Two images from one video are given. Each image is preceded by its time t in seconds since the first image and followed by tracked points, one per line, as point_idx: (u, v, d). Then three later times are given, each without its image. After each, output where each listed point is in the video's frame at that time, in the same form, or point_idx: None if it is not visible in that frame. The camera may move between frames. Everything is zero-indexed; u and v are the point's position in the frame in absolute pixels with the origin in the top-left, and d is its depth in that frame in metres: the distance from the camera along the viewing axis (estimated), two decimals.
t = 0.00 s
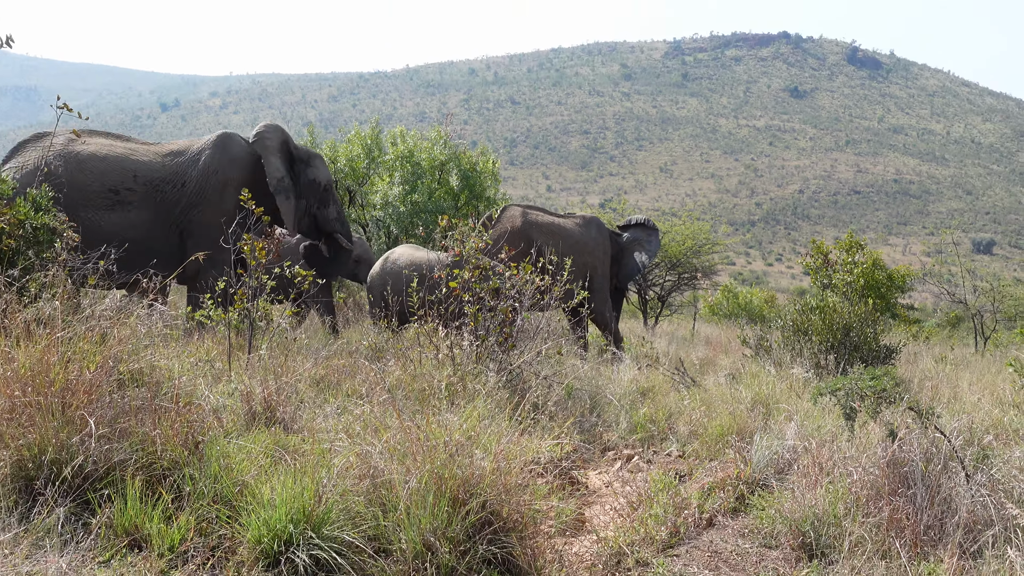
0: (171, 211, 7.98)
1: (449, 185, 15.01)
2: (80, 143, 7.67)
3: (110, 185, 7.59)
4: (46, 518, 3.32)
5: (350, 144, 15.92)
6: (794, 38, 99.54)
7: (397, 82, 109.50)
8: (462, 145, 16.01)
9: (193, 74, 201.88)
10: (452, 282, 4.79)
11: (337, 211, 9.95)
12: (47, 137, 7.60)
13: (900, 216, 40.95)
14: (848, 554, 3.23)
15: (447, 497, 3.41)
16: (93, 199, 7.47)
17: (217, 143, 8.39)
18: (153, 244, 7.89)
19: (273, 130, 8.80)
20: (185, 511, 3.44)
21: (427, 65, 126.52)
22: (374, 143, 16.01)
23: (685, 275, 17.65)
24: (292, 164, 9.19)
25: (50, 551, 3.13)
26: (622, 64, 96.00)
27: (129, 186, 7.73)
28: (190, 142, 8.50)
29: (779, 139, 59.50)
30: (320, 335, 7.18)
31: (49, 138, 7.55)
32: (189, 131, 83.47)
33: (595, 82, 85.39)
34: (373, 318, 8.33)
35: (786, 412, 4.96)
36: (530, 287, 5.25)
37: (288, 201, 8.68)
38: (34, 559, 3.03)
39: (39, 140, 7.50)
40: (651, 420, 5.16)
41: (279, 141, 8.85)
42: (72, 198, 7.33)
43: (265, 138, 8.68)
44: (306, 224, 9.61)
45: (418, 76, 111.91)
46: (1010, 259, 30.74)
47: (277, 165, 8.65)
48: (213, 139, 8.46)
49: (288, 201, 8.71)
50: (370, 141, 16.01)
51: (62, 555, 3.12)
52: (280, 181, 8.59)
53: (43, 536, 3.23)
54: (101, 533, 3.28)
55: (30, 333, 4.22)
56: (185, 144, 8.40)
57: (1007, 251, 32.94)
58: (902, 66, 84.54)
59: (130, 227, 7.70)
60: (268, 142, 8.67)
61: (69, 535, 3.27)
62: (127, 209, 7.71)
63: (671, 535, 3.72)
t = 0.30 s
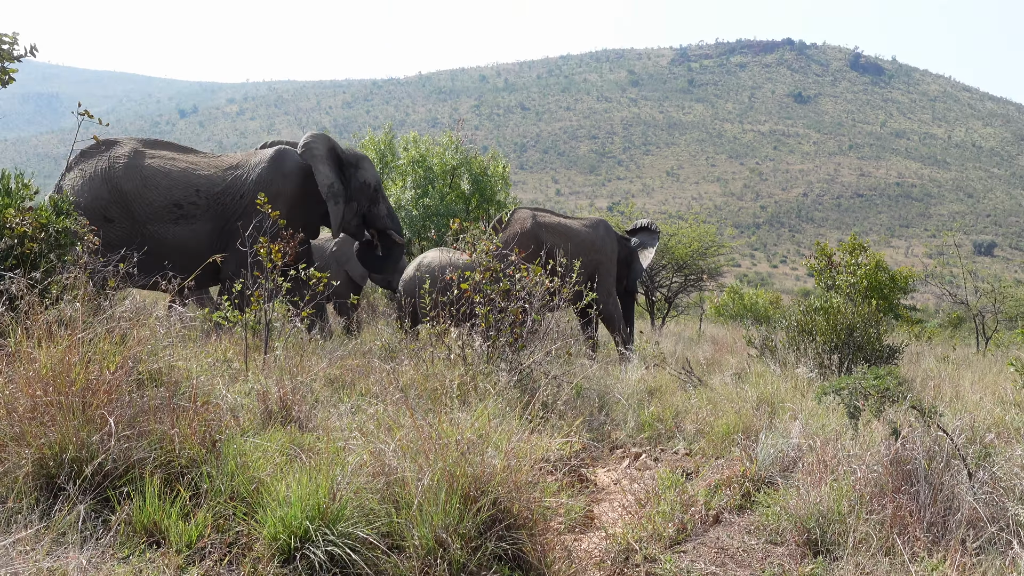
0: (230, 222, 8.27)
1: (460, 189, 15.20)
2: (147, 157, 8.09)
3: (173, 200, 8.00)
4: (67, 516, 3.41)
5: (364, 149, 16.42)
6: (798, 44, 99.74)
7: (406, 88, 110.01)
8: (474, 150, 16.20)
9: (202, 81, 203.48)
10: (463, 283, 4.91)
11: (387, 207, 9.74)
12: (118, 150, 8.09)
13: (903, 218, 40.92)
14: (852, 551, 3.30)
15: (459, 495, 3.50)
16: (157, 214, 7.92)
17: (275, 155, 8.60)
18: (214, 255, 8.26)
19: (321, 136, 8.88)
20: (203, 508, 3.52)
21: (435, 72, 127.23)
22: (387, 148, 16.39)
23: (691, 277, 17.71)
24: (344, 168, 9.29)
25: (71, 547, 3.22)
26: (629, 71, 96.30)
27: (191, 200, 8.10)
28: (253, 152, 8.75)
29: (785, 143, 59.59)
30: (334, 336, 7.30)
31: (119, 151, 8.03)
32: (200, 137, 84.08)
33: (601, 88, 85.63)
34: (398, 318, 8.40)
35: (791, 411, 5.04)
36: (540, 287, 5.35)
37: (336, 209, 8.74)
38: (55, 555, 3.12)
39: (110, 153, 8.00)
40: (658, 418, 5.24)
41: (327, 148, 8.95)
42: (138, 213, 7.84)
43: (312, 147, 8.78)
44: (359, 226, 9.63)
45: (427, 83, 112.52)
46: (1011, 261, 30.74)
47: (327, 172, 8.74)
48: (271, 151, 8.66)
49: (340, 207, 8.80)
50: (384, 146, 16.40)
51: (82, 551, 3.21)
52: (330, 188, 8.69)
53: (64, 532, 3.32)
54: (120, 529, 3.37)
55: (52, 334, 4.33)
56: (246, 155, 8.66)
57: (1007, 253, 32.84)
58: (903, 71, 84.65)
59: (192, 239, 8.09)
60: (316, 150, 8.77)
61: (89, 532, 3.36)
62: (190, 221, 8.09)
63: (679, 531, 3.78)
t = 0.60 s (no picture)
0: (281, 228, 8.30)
1: (467, 192, 15.28)
2: (198, 160, 8.04)
3: (227, 203, 7.94)
4: (75, 518, 3.42)
5: (371, 151, 16.50)
6: (805, 46, 99.50)
7: (414, 91, 110.13)
8: (481, 152, 16.26)
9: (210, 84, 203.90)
10: (470, 286, 4.94)
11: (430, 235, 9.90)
12: (169, 152, 8.01)
13: (911, 219, 40.83)
14: (860, 552, 3.29)
15: (467, 496, 3.49)
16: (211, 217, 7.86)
17: (320, 166, 8.74)
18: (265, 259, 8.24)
19: (365, 157, 8.98)
20: (210, 510, 3.52)
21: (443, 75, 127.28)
22: (394, 150, 16.46)
23: (698, 279, 17.72)
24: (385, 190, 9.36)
25: (79, 549, 3.23)
26: (636, 73, 96.20)
27: (245, 204, 8.07)
28: (298, 159, 8.84)
29: (792, 144, 59.55)
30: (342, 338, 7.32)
31: (171, 154, 7.96)
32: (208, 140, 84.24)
33: (609, 90, 85.56)
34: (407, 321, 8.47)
35: (798, 412, 5.03)
36: (548, 290, 5.37)
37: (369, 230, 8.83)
38: (63, 556, 3.13)
39: (162, 156, 7.93)
40: (666, 420, 5.23)
41: (368, 170, 9.01)
42: (194, 215, 7.80)
43: (353, 169, 8.84)
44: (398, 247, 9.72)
45: (434, 86, 112.63)
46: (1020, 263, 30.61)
47: (361, 194, 8.80)
48: (317, 162, 8.79)
49: (371, 229, 8.85)
50: (391, 148, 16.46)
51: (91, 553, 3.22)
52: (359, 211, 8.73)
53: (72, 535, 3.33)
54: (128, 532, 3.38)
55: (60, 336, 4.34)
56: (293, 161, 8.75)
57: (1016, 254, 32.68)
58: (911, 73, 84.40)
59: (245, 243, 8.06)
60: (356, 172, 8.82)
61: (97, 534, 3.37)
62: (243, 225, 8.04)
63: (687, 533, 3.77)
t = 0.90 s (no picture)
0: (322, 231, 8.37)
1: (474, 193, 15.38)
2: (237, 166, 7.92)
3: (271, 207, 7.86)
4: (82, 520, 3.43)
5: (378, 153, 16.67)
6: (811, 47, 99.30)
7: (421, 94, 110.08)
8: (487, 154, 16.35)
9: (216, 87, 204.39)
10: (477, 288, 4.95)
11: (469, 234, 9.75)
12: (208, 161, 7.90)
13: (918, 220, 40.72)
14: (868, 553, 3.28)
15: (473, 497, 3.50)
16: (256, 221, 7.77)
17: (358, 168, 8.77)
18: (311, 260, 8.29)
19: (406, 159, 8.92)
20: (218, 512, 3.53)
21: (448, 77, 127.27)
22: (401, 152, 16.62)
23: (705, 280, 17.71)
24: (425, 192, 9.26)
25: (86, 550, 3.23)
26: (643, 74, 96.01)
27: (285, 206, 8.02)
28: (333, 162, 8.83)
29: (798, 145, 59.40)
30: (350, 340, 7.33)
31: (210, 162, 7.84)
32: (214, 143, 84.33)
33: (616, 91, 85.43)
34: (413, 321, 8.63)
35: (806, 413, 5.04)
36: (554, 291, 5.39)
37: (411, 230, 8.68)
38: (71, 558, 3.14)
39: (201, 165, 7.81)
40: (673, 421, 5.23)
41: (409, 172, 8.93)
42: (239, 221, 7.66)
43: (393, 171, 8.79)
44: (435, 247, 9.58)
45: (440, 88, 112.55)
46: None
47: (404, 195, 8.71)
48: (355, 165, 8.81)
49: (414, 230, 8.72)
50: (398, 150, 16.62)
51: (97, 554, 3.22)
52: (402, 211, 8.63)
53: (79, 536, 3.34)
54: (136, 534, 3.38)
55: (68, 339, 4.36)
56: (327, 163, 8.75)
57: None
58: (918, 74, 84.09)
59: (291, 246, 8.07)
60: (398, 175, 8.77)
61: (104, 536, 3.37)
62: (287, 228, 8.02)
63: (694, 534, 3.77)
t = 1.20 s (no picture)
0: (368, 238, 7.95)
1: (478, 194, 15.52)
2: (281, 169, 7.63)
3: (315, 210, 7.53)
4: (90, 521, 3.44)
5: (384, 155, 17.03)
6: (817, 48, 99.06)
7: (427, 96, 110.03)
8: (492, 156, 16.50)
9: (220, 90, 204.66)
10: (484, 290, 4.94)
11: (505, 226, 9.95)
12: (252, 164, 7.61)
13: (924, 221, 40.62)
14: (876, 553, 3.28)
15: (481, 498, 3.50)
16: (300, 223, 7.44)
17: (403, 173, 8.40)
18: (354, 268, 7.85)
19: (441, 148, 9.14)
20: (225, 513, 3.54)
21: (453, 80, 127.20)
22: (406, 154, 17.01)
23: (711, 282, 17.71)
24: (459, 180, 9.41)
25: (94, 552, 3.24)
26: (649, 76, 95.88)
27: (330, 210, 7.66)
28: (381, 168, 8.46)
29: (804, 147, 59.30)
30: (357, 341, 7.34)
31: (254, 164, 7.56)
32: (220, 146, 84.38)
33: (622, 93, 85.31)
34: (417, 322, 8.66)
35: (813, 413, 5.04)
36: (561, 292, 5.38)
37: (456, 216, 8.70)
38: (79, 559, 3.15)
39: (246, 167, 7.53)
40: (679, 422, 5.23)
41: (445, 160, 9.13)
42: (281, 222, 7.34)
43: (430, 158, 8.95)
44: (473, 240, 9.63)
45: (446, 91, 112.42)
46: None
47: (444, 180, 8.83)
48: (399, 169, 8.44)
49: (458, 215, 8.72)
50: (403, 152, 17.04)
51: (105, 555, 3.23)
52: (445, 197, 8.67)
53: (88, 538, 3.36)
54: (143, 535, 3.39)
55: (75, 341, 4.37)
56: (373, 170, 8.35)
57: None
58: (925, 75, 83.85)
59: (334, 252, 7.68)
60: (436, 159, 8.97)
61: (112, 538, 3.39)
62: (331, 233, 7.66)
63: (701, 535, 3.77)
